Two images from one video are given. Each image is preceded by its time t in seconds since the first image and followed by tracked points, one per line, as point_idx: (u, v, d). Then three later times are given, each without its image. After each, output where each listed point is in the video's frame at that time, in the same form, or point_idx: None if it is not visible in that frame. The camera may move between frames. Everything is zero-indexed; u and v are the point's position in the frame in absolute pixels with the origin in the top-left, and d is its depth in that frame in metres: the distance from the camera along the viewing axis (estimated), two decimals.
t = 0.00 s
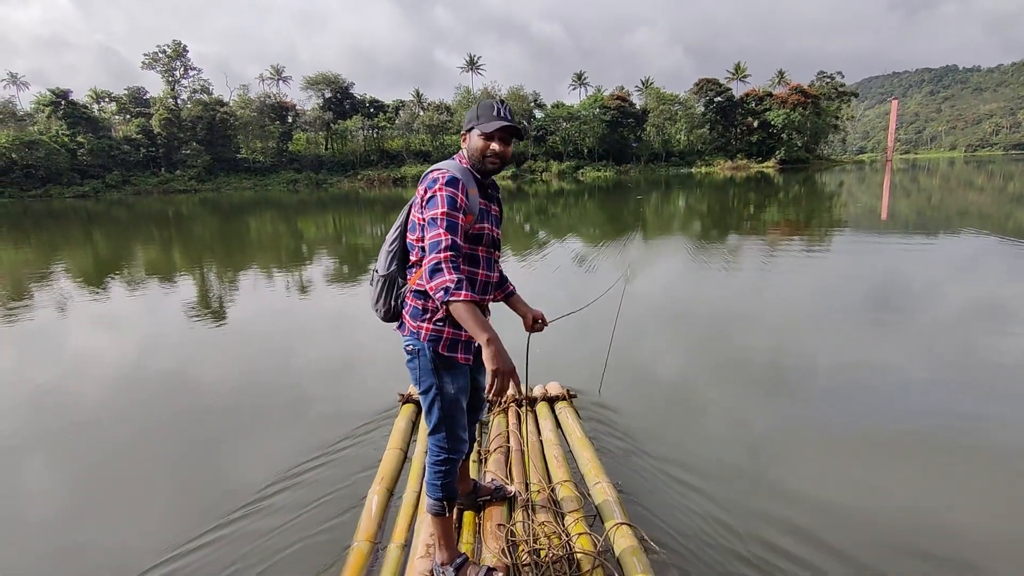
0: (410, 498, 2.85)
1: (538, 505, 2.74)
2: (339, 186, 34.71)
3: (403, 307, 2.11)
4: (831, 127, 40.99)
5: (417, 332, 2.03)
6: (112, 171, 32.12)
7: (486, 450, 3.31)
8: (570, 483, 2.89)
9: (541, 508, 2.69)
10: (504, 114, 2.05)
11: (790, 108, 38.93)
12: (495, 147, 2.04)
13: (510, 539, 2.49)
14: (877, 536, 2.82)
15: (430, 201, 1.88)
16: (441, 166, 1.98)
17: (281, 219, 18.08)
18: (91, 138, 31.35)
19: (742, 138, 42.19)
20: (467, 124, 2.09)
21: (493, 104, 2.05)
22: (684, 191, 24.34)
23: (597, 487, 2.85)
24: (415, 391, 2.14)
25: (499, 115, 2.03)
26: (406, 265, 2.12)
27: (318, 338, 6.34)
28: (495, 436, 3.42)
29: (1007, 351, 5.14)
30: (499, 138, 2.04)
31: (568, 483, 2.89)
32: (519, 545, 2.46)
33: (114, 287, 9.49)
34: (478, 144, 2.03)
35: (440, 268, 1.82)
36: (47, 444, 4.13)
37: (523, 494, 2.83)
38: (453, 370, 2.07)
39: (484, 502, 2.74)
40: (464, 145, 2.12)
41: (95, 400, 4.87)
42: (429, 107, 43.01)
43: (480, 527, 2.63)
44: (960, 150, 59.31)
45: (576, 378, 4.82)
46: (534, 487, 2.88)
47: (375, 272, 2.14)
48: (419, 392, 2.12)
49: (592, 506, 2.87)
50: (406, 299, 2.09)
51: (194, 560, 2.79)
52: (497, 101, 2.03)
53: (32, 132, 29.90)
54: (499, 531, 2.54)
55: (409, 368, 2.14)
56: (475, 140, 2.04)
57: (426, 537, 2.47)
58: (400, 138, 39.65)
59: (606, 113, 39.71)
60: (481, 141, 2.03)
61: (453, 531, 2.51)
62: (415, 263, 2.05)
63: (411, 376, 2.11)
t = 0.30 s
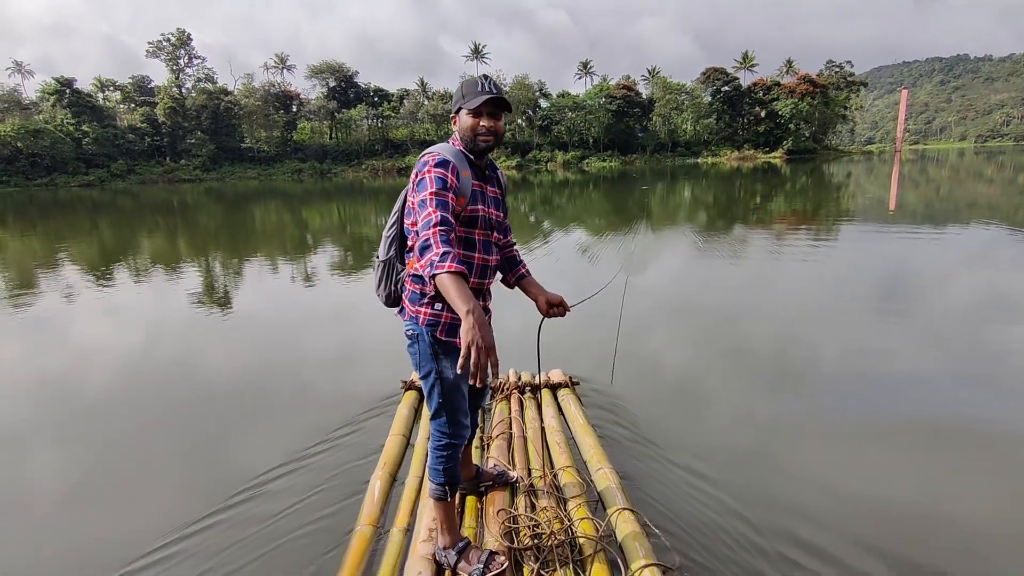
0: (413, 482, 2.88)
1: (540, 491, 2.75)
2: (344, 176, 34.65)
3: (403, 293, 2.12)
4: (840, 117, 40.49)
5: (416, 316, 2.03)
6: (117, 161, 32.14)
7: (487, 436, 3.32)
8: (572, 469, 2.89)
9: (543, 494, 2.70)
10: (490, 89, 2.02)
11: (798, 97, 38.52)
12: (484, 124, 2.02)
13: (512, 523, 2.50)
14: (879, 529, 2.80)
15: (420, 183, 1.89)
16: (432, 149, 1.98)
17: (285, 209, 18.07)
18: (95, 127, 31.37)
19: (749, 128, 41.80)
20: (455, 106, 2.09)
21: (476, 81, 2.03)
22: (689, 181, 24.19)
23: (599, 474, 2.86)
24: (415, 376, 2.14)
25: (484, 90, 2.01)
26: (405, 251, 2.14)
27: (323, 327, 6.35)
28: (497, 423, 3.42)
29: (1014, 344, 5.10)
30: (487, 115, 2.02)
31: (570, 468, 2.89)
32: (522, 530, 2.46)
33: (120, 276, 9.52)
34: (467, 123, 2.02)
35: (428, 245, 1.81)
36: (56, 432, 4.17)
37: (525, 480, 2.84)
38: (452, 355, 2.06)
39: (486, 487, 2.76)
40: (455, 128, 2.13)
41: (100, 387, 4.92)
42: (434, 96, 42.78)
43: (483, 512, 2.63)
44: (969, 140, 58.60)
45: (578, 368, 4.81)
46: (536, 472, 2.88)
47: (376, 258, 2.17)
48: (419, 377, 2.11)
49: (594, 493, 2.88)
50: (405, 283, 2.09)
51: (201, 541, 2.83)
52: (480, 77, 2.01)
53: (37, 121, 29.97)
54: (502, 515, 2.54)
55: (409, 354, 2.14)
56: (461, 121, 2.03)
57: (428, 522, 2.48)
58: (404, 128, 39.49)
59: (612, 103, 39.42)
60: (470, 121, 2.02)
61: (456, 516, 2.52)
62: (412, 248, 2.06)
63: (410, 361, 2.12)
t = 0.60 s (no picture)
0: (418, 455, 2.92)
1: (544, 463, 2.76)
2: (348, 154, 34.42)
3: (405, 264, 2.12)
4: (851, 99, 39.82)
5: (418, 289, 2.03)
6: (120, 137, 31.98)
7: (492, 410, 3.33)
8: (576, 443, 2.91)
9: (547, 467, 2.72)
10: (493, 59, 1.98)
11: (809, 78, 37.86)
12: (488, 94, 1.98)
13: (516, 495, 2.52)
14: (881, 513, 2.81)
15: (440, 153, 1.82)
16: (440, 120, 1.93)
17: (289, 187, 17.99)
18: (98, 103, 31.16)
19: (758, 109, 41.20)
20: (456, 77, 2.04)
21: (480, 50, 1.97)
22: (697, 163, 23.94)
23: (603, 448, 2.88)
24: (419, 348, 2.15)
25: (488, 59, 1.96)
26: (407, 223, 2.13)
27: (328, 308, 6.34)
28: (501, 398, 3.44)
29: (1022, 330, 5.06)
30: (490, 85, 1.98)
31: (574, 443, 2.91)
32: (525, 501, 2.48)
33: (125, 254, 9.53)
34: (471, 93, 1.97)
35: (499, 214, 1.72)
36: (63, 409, 4.18)
37: (530, 453, 2.86)
38: (456, 327, 2.07)
39: (491, 460, 2.76)
40: (457, 99, 2.07)
41: (107, 365, 4.95)
42: (438, 74, 42.23)
43: (487, 484, 2.66)
44: (982, 124, 57.62)
45: (582, 350, 4.80)
46: (540, 446, 2.90)
47: (378, 230, 2.17)
48: (423, 348, 2.12)
49: (598, 466, 2.90)
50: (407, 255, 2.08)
51: (209, 509, 2.88)
52: (484, 46, 1.96)
53: (39, 97, 29.80)
54: (506, 487, 2.56)
55: (413, 326, 2.14)
56: (468, 91, 1.98)
57: (433, 492, 2.51)
58: (409, 106, 39.10)
59: (619, 82, 38.87)
60: (474, 92, 1.97)
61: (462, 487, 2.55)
62: (415, 220, 2.02)
63: (414, 333, 2.12)
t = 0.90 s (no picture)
0: (419, 411, 3.04)
1: (544, 418, 2.82)
2: (349, 122, 33.94)
3: (405, 211, 2.17)
4: (862, 66, 38.91)
5: (421, 238, 2.08)
6: (117, 103, 31.51)
7: (492, 367, 3.37)
8: (577, 399, 2.98)
9: (548, 422, 2.78)
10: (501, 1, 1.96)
11: (820, 44, 36.93)
12: (496, 39, 1.98)
13: (516, 447, 2.57)
14: (871, 476, 2.91)
15: (457, 92, 1.84)
16: (450, 61, 1.93)
17: (290, 155, 17.82)
18: (95, 67, 30.61)
19: (767, 76, 40.32)
20: (461, 18, 2.01)
21: None
22: (703, 132, 23.57)
23: (604, 403, 2.94)
24: (421, 299, 2.19)
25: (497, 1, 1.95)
26: (407, 168, 2.17)
27: (331, 275, 6.38)
28: (502, 355, 3.47)
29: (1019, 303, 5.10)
30: (499, 30, 1.98)
31: (574, 398, 2.98)
32: (526, 453, 2.53)
33: (127, 221, 9.52)
34: (478, 36, 1.97)
35: (522, 155, 1.91)
36: (73, 372, 4.28)
37: (530, 408, 2.91)
38: (458, 276, 2.13)
39: (492, 414, 2.82)
40: (460, 41, 2.05)
41: (113, 330, 5.03)
42: (440, 39, 41.27)
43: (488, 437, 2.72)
44: (996, 93, 56.34)
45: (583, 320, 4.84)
46: (541, 401, 2.96)
47: (375, 176, 2.20)
48: (425, 299, 2.17)
49: (599, 421, 2.97)
50: (409, 202, 2.12)
51: (216, 452, 3.18)
52: None
53: (34, 61, 29.29)
54: (506, 440, 2.62)
55: (413, 277, 2.18)
56: (475, 32, 1.97)
57: (435, 445, 2.60)
58: (410, 72, 38.35)
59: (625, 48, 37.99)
60: (482, 35, 1.97)
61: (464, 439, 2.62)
62: (418, 165, 2.05)
63: (416, 285, 2.17)
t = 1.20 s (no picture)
0: (418, 372, 3.08)
1: (543, 379, 2.85)
2: (348, 91, 33.36)
3: (402, 170, 2.18)
4: (873, 36, 37.93)
5: (418, 196, 2.09)
6: (113, 72, 30.98)
7: (492, 330, 3.38)
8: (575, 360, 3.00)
9: (546, 383, 2.80)
10: None
11: (830, 11, 35.95)
12: None
13: (514, 407, 2.59)
14: (864, 442, 2.96)
15: (440, 42, 1.85)
16: (440, 12, 1.93)
17: (289, 126, 17.60)
18: (89, 35, 30.01)
19: (775, 45, 39.38)
20: None
21: None
22: (708, 103, 23.17)
23: (602, 366, 2.98)
24: (419, 258, 2.19)
25: None
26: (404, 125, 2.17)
27: (333, 247, 6.39)
28: (501, 320, 3.48)
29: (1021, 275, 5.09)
30: None
31: (573, 359, 3.00)
32: (524, 412, 2.56)
33: (126, 193, 9.47)
34: None
35: (489, 110, 1.81)
36: (78, 342, 4.35)
37: (529, 369, 2.94)
38: (456, 234, 2.13)
39: (490, 375, 2.84)
40: None
41: (115, 302, 5.06)
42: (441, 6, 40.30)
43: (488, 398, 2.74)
44: (1009, 63, 54.96)
45: (583, 292, 4.83)
46: (539, 362, 2.98)
47: (373, 134, 2.21)
48: (423, 258, 2.17)
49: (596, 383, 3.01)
50: (406, 159, 2.14)
51: (220, 413, 3.28)
52: None
53: (27, 28, 28.72)
54: (505, 400, 2.64)
55: (412, 236, 2.20)
56: None
57: (434, 404, 2.63)
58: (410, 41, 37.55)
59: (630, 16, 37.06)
60: None
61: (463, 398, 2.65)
62: (413, 121, 2.07)
63: (413, 243, 2.18)
